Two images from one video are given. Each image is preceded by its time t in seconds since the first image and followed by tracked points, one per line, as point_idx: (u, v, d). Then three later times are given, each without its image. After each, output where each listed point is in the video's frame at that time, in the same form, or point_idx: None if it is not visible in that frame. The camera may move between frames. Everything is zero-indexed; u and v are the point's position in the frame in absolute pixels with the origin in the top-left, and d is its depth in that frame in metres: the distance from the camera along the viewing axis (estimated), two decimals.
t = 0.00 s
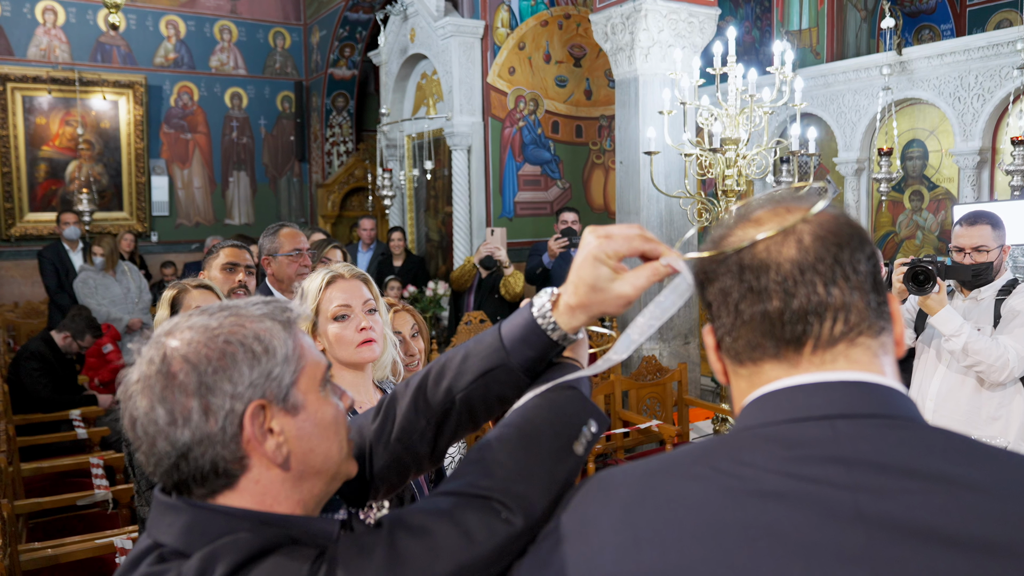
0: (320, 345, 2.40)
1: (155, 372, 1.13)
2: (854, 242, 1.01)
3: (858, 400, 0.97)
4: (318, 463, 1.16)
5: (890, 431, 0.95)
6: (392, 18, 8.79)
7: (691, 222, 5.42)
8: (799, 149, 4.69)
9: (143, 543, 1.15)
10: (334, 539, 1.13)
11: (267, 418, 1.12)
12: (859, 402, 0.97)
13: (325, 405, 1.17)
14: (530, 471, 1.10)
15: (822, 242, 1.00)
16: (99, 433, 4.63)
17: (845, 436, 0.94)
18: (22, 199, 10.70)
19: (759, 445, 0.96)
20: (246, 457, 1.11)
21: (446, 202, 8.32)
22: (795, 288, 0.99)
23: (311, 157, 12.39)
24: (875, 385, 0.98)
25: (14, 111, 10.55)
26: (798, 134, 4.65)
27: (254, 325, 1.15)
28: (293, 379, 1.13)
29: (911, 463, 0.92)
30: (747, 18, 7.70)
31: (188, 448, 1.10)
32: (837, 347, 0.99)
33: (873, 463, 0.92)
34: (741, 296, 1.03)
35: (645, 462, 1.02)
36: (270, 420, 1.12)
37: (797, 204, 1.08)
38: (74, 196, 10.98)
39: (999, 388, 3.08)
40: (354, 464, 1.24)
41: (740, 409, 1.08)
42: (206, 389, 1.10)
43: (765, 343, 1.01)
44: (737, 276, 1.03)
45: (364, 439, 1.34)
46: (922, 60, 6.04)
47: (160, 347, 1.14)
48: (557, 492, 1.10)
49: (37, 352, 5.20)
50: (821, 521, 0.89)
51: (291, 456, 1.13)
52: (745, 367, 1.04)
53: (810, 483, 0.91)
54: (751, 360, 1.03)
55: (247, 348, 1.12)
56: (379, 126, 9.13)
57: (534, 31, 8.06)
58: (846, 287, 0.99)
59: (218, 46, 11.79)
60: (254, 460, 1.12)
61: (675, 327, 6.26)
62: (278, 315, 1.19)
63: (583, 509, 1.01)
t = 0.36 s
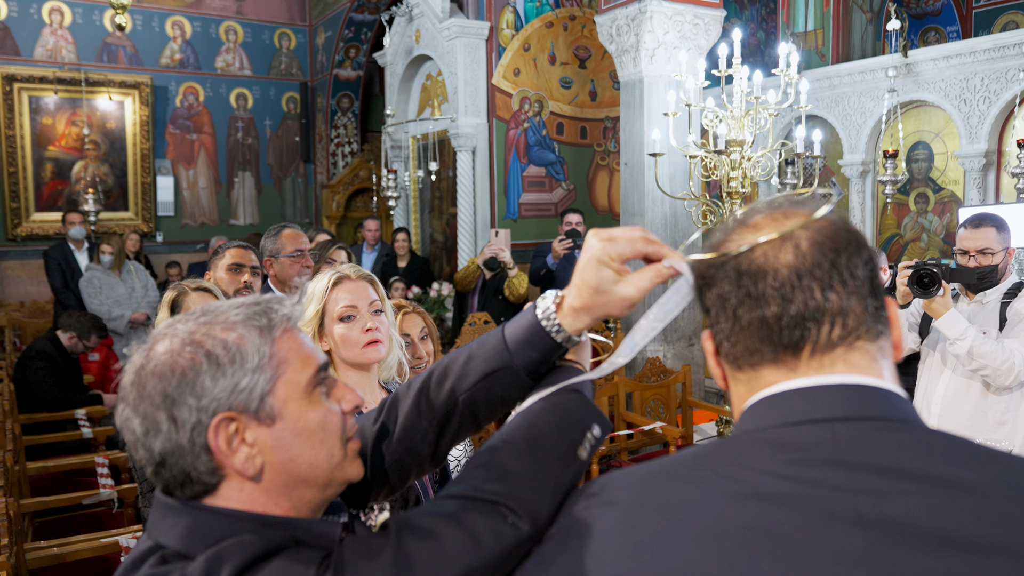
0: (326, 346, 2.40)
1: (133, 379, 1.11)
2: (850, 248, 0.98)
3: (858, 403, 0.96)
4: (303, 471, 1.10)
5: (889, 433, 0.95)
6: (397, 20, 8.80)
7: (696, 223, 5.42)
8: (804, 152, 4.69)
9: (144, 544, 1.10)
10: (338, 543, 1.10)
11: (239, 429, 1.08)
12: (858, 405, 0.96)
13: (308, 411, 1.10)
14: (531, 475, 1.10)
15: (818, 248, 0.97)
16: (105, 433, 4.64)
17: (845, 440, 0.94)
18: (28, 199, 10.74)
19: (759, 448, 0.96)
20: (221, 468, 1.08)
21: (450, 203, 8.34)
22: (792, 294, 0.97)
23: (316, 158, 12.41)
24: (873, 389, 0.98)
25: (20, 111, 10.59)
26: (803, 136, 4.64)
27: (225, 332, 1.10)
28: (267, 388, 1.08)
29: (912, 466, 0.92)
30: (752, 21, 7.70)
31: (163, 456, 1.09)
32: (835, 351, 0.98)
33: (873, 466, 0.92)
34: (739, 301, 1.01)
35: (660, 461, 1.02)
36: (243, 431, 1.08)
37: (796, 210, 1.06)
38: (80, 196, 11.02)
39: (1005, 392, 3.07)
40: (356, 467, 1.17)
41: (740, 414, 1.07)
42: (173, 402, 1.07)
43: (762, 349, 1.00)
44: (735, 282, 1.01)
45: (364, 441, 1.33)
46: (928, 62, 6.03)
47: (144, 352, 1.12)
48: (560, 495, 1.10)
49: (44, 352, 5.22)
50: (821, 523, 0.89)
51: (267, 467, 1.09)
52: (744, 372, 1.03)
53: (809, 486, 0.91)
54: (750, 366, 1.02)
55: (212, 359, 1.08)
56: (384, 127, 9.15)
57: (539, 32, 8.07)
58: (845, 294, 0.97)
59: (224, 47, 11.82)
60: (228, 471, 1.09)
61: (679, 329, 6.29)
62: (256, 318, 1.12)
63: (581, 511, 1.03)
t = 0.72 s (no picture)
0: (333, 343, 2.41)
1: (132, 375, 1.10)
2: (852, 246, 0.98)
3: (859, 399, 0.96)
4: (303, 468, 1.08)
5: (891, 429, 0.94)
6: (405, 20, 8.82)
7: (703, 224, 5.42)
8: (812, 152, 4.68)
9: (145, 539, 1.10)
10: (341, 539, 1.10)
11: (238, 426, 1.07)
12: (859, 401, 0.96)
13: (308, 408, 1.08)
14: (533, 472, 1.10)
15: (819, 246, 0.97)
16: (113, 431, 4.66)
17: (846, 436, 0.94)
18: (37, 199, 10.80)
19: (760, 443, 0.96)
20: (219, 465, 1.07)
21: (458, 203, 8.36)
22: (793, 291, 0.97)
23: (324, 158, 12.43)
24: (875, 386, 0.97)
25: (30, 111, 10.64)
26: (811, 137, 4.63)
27: (223, 328, 1.08)
28: (266, 385, 1.06)
29: (913, 461, 0.92)
30: (760, 21, 7.70)
31: (160, 452, 1.08)
32: (837, 348, 0.98)
33: (873, 461, 0.92)
34: (740, 300, 1.00)
35: (668, 455, 1.02)
36: (241, 428, 1.06)
37: (800, 208, 1.04)
38: (89, 196, 11.08)
39: (1013, 393, 3.06)
40: (358, 463, 1.15)
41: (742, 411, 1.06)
42: (171, 399, 1.06)
43: (763, 347, 0.99)
44: (736, 281, 1.00)
45: (366, 435, 1.32)
46: (937, 63, 6.01)
47: (143, 348, 1.11)
48: (563, 491, 1.10)
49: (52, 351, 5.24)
50: (821, 517, 0.89)
51: (266, 465, 1.07)
52: (746, 369, 1.02)
53: (809, 481, 0.91)
54: (754, 363, 1.01)
55: (210, 355, 1.06)
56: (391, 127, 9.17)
57: (547, 33, 8.07)
58: (846, 291, 0.96)
59: (232, 47, 11.86)
60: (227, 468, 1.07)
61: (686, 329, 6.29)
62: (256, 314, 1.11)
63: (583, 507, 1.03)
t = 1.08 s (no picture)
0: (333, 336, 2.42)
1: (127, 359, 1.10)
2: (849, 234, 0.97)
3: (855, 386, 0.96)
4: (299, 455, 1.09)
5: (887, 416, 0.94)
6: (406, 15, 8.81)
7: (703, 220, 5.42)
8: (812, 150, 4.68)
9: (140, 525, 1.10)
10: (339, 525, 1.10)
11: (233, 412, 1.06)
12: (856, 388, 0.96)
13: (305, 395, 1.09)
14: (529, 455, 1.09)
15: (817, 235, 0.96)
16: (113, 424, 4.67)
17: (842, 422, 0.94)
18: (38, 193, 10.80)
19: (757, 428, 0.96)
20: (215, 450, 1.07)
21: (458, 199, 8.36)
22: (789, 280, 0.96)
23: (324, 154, 12.42)
24: (871, 373, 0.97)
25: (31, 105, 10.65)
26: (812, 133, 4.63)
27: (221, 313, 1.08)
28: (263, 371, 1.06)
29: (909, 448, 0.92)
30: (761, 18, 7.69)
31: (155, 437, 1.07)
32: (834, 335, 0.97)
33: (869, 447, 0.92)
34: (737, 287, 1.00)
35: (668, 442, 1.02)
36: (237, 414, 1.06)
37: (801, 195, 1.03)
38: (90, 190, 11.08)
39: (1010, 389, 3.07)
40: (352, 452, 1.16)
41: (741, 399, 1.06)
42: (166, 383, 1.06)
43: (760, 334, 0.99)
44: (733, 269, 1.00)
45: (359, 421, 1.31)
46: (938, 60, 6.01)
47: (139, 332, 1.11)
48: (559, 475, 1.09)
49: (53, 345, 5.24)
50: (817, 503, 0.90)
51: (262, 451, 1.08)
52: (744, 357, 1.02)
53: (804, 466, 0.92)
54: (751, 350, 1.01)
55: (207, 340, 1.06)
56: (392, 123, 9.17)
57: (548, 28, 8.06)
58: (843, 279, 0.96)
59: (233, 43, 11.85)
60: (222, 454, 1.07)
61: (686, 326, 6.30)
62: (253, 300, 1.11)
63: (580, 495, 1.03)
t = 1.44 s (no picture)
0: (345, 327, 2.42)
1: (134, 345, 1.10)
2: (862, 221, 0.96)
3: (863, 373, 0.95)
4: (306, 443, 1.09)
5: (896, 403, 0.94)
6: (416, 8, 8.80)
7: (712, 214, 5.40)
8: (823, 143, 4.66)
9: (146, 513, 1.10)
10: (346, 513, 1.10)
11: (241, 400, 1.07)
12: (865, 375, 0.95)
13: (312, 383, 1.09)
14: (537, 439, 1.06)
15: (829, 222, 0.96)
16: (124, 415, 4.70)
17: (850, 409, 0.94)
18: (50, 185, 10.86)
19: (763, 414, 0.96)
20: (222, 438, 1.07)
21: (467, 192, 8.36)
22: (800, 267, 0.96)
23: (334, 147, 12.43)
24: (881, 361, 0.96)
25: (42, 98, 10.70)
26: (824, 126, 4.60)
27: (229, 300, 1.09)
28: (271, 359, 1.07)
29: (916, 435, 0.91)
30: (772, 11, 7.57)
31: (163, 425, 1.08)
32: (844, 323, 0.97)
33: (876, 433, 0.92)
34: (748, 275, 1.00)
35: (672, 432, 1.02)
36: (245, 402, 1.07)
37: (813, 182, 1.03)
38: (100, 183, 11.14)
39: (1019, 383, 3.05)
40: (359, 441, 1.16)
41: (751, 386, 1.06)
42: (174, 370, 1.06)
43: (770, 322, 0.99)
44: (745, 256, 1.00)
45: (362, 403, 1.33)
46: (951, 53, 5.98)
47: (146, 319, 1.11)
48: (568, 462, 1.06)
49: (65, 336, 5.26)
50: (824, 488, 0.90)
51: (269, 439, 1.08)
52: (754, 344, 1.02)
53: (811, 452, 0.91)
54: (761, 337, 1.01)
55: (216, 328, 1.06)
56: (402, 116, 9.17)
57: (558, 21, 8.03)
58: (854, 267, 0.95)
59: (243, 35, 11.86)
60: (230, 442, 1.08)
61: (695, 319, 6.31)
62: (261, 288, 1.11)
63: (586, 481, 1.03)
